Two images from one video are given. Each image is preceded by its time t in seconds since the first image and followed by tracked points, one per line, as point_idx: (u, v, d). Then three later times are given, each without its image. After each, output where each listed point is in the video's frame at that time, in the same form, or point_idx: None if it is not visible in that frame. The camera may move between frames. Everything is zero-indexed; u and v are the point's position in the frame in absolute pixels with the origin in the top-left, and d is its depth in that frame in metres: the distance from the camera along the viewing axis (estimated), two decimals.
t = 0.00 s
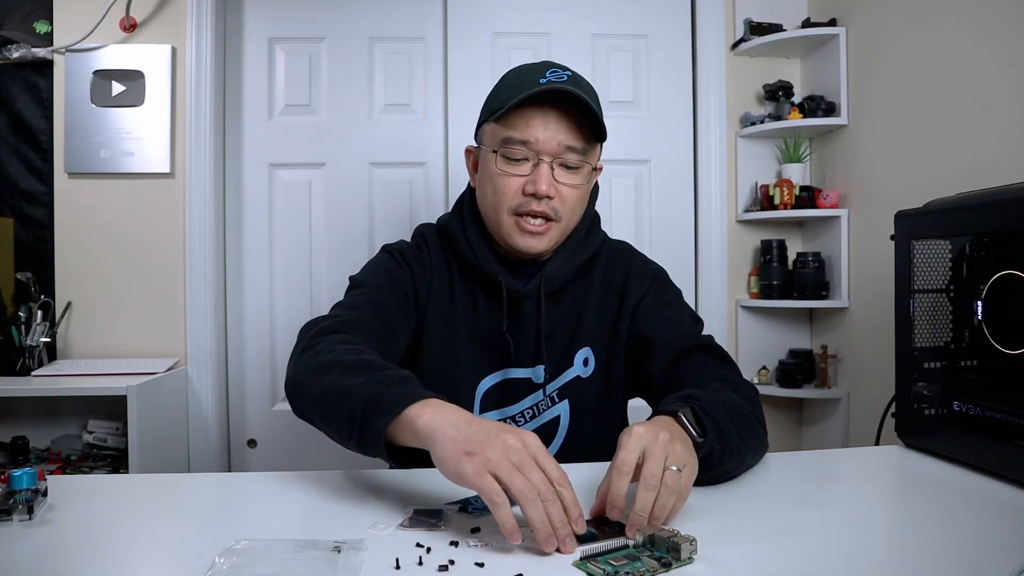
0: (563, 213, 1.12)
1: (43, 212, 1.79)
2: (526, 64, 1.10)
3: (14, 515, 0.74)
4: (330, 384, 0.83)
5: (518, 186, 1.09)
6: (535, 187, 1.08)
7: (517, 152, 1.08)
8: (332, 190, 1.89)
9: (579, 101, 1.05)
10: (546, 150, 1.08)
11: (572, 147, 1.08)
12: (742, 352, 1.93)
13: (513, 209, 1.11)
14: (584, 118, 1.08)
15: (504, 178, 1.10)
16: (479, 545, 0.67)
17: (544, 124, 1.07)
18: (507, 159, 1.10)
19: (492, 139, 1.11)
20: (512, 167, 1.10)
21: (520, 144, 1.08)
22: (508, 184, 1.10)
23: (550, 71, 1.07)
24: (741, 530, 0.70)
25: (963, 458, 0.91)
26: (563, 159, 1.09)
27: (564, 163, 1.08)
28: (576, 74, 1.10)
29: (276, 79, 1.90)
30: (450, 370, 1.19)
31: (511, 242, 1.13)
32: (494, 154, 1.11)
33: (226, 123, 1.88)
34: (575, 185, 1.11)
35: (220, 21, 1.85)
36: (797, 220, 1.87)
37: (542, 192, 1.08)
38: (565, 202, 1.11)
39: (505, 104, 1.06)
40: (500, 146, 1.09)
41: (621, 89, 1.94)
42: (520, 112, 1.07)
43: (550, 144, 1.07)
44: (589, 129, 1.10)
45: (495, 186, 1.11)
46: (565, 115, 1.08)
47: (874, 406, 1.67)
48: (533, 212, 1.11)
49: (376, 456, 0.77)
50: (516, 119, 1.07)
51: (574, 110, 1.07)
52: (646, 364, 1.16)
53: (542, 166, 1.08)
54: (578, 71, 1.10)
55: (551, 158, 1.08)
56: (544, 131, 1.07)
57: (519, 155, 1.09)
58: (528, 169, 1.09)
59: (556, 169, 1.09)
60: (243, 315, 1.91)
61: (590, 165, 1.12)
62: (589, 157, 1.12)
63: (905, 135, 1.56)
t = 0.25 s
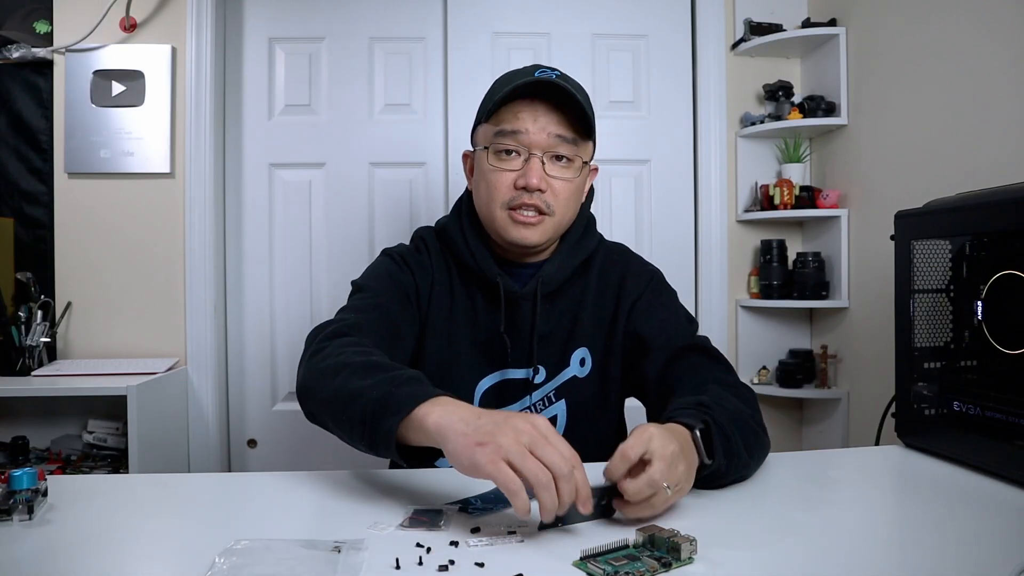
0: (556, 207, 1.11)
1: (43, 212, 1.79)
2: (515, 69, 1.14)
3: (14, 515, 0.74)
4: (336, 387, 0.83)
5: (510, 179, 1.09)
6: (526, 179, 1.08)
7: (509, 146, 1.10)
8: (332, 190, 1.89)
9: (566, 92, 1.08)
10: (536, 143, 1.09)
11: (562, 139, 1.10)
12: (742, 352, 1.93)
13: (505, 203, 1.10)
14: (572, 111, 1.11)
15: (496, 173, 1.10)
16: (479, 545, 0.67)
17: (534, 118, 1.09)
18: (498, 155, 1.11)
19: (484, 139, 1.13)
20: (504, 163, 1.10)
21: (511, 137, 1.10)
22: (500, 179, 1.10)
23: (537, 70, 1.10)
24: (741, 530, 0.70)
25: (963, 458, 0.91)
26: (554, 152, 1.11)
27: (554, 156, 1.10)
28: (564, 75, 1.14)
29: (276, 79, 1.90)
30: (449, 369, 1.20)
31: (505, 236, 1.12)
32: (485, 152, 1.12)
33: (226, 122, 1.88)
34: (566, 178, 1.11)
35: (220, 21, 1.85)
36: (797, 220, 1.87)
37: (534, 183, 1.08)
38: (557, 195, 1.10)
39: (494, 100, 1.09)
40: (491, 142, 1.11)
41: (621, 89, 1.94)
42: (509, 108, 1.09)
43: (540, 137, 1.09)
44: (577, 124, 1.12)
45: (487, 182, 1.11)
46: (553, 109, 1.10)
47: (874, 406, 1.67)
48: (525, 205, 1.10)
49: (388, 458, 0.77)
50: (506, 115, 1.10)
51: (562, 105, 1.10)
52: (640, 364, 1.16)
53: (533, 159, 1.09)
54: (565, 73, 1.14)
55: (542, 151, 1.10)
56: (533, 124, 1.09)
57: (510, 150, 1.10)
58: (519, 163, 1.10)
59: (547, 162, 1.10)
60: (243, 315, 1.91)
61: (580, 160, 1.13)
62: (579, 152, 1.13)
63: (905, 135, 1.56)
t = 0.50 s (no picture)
0: (559, 212, 1.10)
1: (43, 212, 1.79)
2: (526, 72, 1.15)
3: (14, 515, 0.74)
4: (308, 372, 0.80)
5: (514, 181, 1.09)
6: (530, 182, 1.09)
7: (514, 148, 1.11)
8: (332, 190, 1.89)
9: (573, 97, 1.09)
10: (541, 146, 1.10)
11: (568, 143, 1.11)
12: (743, 352, 1.93)
13: (508, 205, 1.10)
14: (579, 117, 1.11)
15: (500, 174, 1.10)
16: (479, 545, 0.67)
17: (541, 122, 1.10)
18: (503, 156, 1.11)
19: (491, 139, 1.14)
20: (508, 164, 1.11)
21: (517, 138, 1.11)
22: (503, 180, 1.10)
23: (547, 75, 1.11)
24: (741, 530, 0.70)
25: (963, 458, 0.91)
26: (559, 156, 1.11)
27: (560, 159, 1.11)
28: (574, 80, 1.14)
29: (276, 79, 1.90)
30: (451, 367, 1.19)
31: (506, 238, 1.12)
32: (490, 153, 1.12)
33: (226, 122, 1.88)
34: (570, 183, 1.11)
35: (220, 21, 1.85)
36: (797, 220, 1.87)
37: (537, 186, 1.08)
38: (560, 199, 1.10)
39: (502, 101, 1.10)
40: (497, 143, 1.11)
41: (621, 90, 1.94)
42: (516, 110, 1.11)
43: (546, 140, 1.10)
44: (584, 129, 1.12)
45: (491, 183, 1.11)
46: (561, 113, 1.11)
47: (874, 406, 1.66)
48: (528, 208, 1.10)
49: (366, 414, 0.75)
50: (513, 117, 1.11)
51: (570, 110, 1.11)
52: (640, 362, 1.17)
53: (537, 162, 1.10)
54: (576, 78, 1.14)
55: (547, 155, 1.11)
56: (540, 127, 1.10)
57: (515, 151, 1.11)
58: (524, 165, 1.10)
59: (551, 165, 1.10)
60: (244, 315, 1.91)
61: (585, 166, 1.13)
62: (584, 157, 1.13)
63: (905, 135, 1.56)
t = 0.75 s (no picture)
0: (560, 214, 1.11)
1: (43, 212, 1.79)
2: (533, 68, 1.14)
3: (14, 515, 0.74)
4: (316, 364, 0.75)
5: (517, 182, 1.09)
6: (532, 183, 1.08)
7: (518, 147, 1.10)
8: (332, 190, 1.89)
9: (579, 99, 1.07)
10: (545, 146, 1.09)
11: (572, 144, 1.10)
12: (743, 352, 1.93)
13: (510, 206, 1.10)
14: (585, 118, 1.10)
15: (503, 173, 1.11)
16: (479, 545, 0.67)
17: (546, 122, 1.09)
18: (507, 156, 1.11)
19: (495, 138, 1.13)
20: (512, 164, 1.11)
21: (521, 137, 1.10)
22: (506, 180, 1.10)
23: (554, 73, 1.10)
24: (741, 530, 0.70)
25: (963, 459, 0.91)
26: (563, 157, 1.10)
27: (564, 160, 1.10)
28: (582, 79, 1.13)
29: (276, 79, 1.90)
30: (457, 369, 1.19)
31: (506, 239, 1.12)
32: (495, 152, 1.12)
33: (226, 122, 1.88)
34: (573, 185, 1.11)
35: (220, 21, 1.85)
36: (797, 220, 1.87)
37: (540, 188, 1.08)
38: (563, 201, 1.10)
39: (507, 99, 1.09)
40: (501, 142, 1.11)
41: (621, 90, 1.94)
42: (521, 109, 1.10)
43: (551, 140, 1.09)
44: (590, 130, 1.11)
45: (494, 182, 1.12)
46: (566, 113, 1.10)
47: (874, 406, 1.67)
48: (529, 209, 1.10)
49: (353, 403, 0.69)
50: (518, 116, 1.10)
51: (575, 111, 1.10)
52: (643, 362, 1.17)
53: (541, 163, 1.09)
54: (584, 77, 1.13)
55: (551, 155, 1.10)
56: (545, 127, 1.09)
57: (519, 151, 1.10)
58: (527, 166, 1.10)
59: (555, 166, 1.10)
60: (244, 315, 1.91)
61: (589, 167, 1.13)
62: (589, 159, 1.13)
63: (905, 134, 1.56)
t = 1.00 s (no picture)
0: (563, 214, 1.11)
1: (43, 212, 1.79)
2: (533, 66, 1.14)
3: (14, 515, 0.74)
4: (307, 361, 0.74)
5: (518, 182, 1.09)
6: (534, 183, 1.08)
7: (519, 147, 1.10)
8: (332, 190, 1.89)
9: (580, 96, 1.07)
10: (547, 146, 1.09)
11: (574, 143, 1.10)
12: (743, 352, 1.93)
13: (512, 206, 1.11)
14: (586, 116, 1.10)
15: (504, 174, 1.11)
16: (479, 545, 0.67)
17: (547, 121, 1.09)
18: (508, 156, 1.11)
19: (495, 137, 1.13)
20: (513, 164, 1.11)
21: (523, 137, 1.10)
22: (508, 181, 1.10)
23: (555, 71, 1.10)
24: (741, 531, 0.70)
25: (963, 459, 0.91)
26: (565, 156, 1.10)
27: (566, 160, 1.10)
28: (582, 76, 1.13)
29: (276, 79, 1.90)
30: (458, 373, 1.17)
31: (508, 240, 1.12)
32: (495, 152, 1.12)
33: (226, 122, 1.88)
34: (575, 184, 1.11)
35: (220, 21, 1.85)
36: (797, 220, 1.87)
37: (542, 188, 1.08)
38: (565, 201, 1.10)
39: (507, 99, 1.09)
40: (502, 142, 1.11)
41: (621, 90, 1.94)
42: (521, 109, 1.10)
43: (552, 139, 1.09)
44: (591, 129, 1.11)
45: (495, 182, 1.12)
46: (567, 112, 1.10)
47: (874, 406, 1.67)
48: (531, 209, 1.10)
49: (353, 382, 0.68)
50: (518, 115, 1.10)
51: (577, 109, 1.10)
52: (645, 361, 1.17)
53: (542, 163, 1.09)
54: (585, 73, 1.13)
55: (553, 154, 1.10)
56: (546, 126, 1.09)
57: (520, 150, 1.11)
58: (529, 166, 1.10)
59: (557, 166, 1.10)
60: (244, 315, 1.91)
61: (592, 167, 1.13)
62: (591, 158, 1.13)
63: (905, 134, 1.56)
